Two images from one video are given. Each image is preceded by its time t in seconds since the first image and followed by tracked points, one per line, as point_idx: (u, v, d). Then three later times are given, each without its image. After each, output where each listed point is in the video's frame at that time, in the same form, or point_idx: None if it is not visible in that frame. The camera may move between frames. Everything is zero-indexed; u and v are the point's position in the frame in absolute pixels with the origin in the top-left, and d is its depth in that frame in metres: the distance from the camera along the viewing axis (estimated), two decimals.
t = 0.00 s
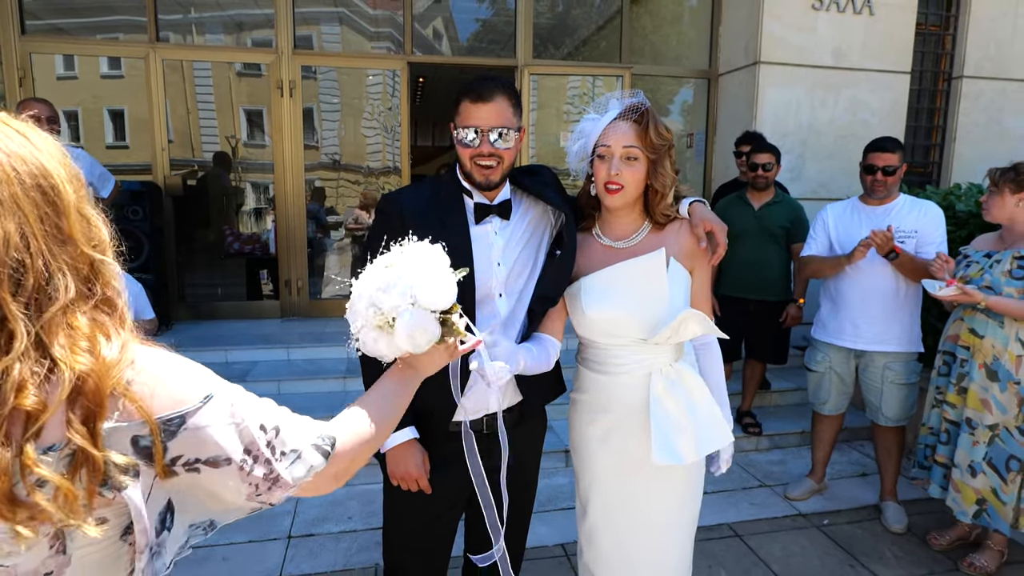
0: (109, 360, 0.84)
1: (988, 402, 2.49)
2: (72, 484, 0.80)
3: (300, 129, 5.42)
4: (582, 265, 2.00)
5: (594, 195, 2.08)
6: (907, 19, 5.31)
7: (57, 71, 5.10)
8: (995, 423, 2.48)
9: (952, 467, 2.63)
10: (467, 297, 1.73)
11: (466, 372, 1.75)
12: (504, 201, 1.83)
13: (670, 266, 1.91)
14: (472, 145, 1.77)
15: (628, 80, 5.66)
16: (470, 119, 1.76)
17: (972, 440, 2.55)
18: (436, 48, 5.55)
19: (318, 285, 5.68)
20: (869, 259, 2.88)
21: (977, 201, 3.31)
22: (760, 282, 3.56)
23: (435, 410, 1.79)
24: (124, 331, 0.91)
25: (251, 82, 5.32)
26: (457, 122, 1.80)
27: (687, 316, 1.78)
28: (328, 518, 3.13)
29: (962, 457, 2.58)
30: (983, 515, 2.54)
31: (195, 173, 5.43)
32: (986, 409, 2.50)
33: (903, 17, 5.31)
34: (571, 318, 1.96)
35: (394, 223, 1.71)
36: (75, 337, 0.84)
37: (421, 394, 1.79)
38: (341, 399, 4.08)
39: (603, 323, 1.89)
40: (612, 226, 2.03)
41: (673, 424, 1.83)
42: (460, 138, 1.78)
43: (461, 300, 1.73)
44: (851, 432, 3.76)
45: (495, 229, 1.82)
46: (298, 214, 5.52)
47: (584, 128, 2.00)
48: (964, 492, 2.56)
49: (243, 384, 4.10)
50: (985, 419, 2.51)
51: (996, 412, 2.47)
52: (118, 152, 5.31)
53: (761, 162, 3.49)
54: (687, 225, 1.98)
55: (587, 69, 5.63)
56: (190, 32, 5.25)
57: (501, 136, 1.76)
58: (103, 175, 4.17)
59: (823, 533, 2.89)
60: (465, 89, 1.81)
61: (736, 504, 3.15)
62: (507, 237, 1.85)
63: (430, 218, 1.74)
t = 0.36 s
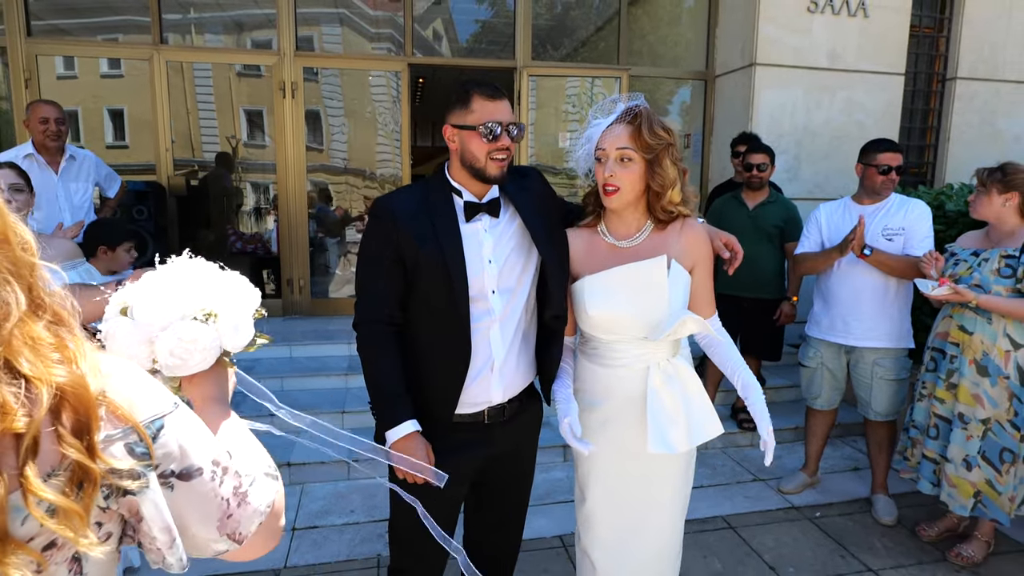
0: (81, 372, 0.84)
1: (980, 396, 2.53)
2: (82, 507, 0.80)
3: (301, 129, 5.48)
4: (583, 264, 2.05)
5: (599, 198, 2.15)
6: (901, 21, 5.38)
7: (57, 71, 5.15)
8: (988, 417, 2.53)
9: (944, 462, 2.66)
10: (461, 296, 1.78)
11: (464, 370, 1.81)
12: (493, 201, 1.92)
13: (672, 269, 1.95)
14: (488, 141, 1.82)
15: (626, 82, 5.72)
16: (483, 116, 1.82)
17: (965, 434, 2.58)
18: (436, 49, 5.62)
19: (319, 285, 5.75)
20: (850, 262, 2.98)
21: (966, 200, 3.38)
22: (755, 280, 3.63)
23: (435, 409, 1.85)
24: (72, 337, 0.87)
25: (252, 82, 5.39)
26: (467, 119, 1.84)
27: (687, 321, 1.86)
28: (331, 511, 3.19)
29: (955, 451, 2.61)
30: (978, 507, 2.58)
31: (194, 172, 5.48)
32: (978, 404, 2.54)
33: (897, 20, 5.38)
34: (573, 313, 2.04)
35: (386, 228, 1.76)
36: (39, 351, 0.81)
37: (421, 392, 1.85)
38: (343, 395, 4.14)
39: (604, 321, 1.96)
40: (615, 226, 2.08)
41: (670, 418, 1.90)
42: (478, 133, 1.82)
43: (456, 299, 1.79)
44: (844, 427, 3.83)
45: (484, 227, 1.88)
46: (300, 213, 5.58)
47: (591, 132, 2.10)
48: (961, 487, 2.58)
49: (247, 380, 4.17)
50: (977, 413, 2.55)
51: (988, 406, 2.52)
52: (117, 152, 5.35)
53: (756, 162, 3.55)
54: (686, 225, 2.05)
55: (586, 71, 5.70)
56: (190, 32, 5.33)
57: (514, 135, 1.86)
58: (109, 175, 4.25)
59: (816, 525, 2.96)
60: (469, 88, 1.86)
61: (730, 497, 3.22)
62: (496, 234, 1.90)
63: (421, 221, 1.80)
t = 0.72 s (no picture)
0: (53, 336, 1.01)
1: (958, 387, 2.64)
2: (104, 437, 1.03)
3: (303, 130, 5.57)
4: (587, 253, 2.16)
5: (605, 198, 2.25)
6: (892, 25, 5.49)
7: (59, 72, 5.24)
8: (966, 407, 2.64)
9: (925, 450, 2.77)
10: (438, 294, 1.80)
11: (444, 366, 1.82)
12: (460, 200, 1.94)
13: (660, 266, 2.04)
14: (452, 140, 1.83)
15: (622, 84, 5.81)
16: (445, 115, 1.82)
17: (945, 423, 2.69)
18: (436, 50, 5.73)
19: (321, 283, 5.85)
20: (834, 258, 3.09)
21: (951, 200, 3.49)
22: (746, 278, 3.73)
23: (409, 413, 1.84)
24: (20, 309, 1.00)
25: (252, 83, 5.48)
26: (428, 117, 1.82)
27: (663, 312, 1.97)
28: (335, 501, 3.29)
29: (935, 439, 2.72)
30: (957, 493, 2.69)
31: (194, 172, 5.58)
32: (957, 394, 2.65)
33: (888, 23, 5.48)
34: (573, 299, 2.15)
35: (356, 229, 1.75)
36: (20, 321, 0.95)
37: (394, 395, 1.85)
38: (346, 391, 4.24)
39: (598, 308, 2.06)
40: (620, 222, 2.18)
41: (655, 403, 2.00)
42: (441, 132, 1.82)
43: (431, 298, 1.80)
44: (833, 422, 3.93)
45: (453, 223, 1.91)
46: (302, 213, 5.68)
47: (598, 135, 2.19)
48: (940, 473, 2.69)
49: (252, 376, 4.28)
50: (956, 403, 2.66)
51: (967, 397, 2.63)
52: (117, 152, 5.44)
53: (748, 163, 3.65)
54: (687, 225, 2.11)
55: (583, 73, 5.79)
56: (189, 33, 5.41)
57: (474, 133, 1.87)
58: (118, 175, 4.37)
59: (803, 514, 3.06)
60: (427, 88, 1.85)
61: (721, 487, 3.32)
62: (465, 229, 1.93)
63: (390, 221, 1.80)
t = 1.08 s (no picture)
0: None
1: (924, 379, 2.80)
2: None
3: (299, 132, 5.68)
4: (582, 246, 2.34)
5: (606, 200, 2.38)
6: (873, 31, 5.66)
7: (48, 72, 5.31)
8: (930, 398, 2.80)
9: (892, 437, 2.95)
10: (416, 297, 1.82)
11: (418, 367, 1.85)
12: (427, 206, 1.98)
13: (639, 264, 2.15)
14: (427, 149, 1.85)
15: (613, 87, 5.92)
16: (419, 125, 1.83)
17: (910, 412, 2.87)
18: (430, 50, 5.86)
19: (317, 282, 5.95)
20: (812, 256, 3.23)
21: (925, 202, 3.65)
22: (729, 277, 3.87)
23: (378, 410, 1.85)
24: None
25: (245, 82, 5.57)
26: (402, 127, 1.83)
27: (631, 305, 2.09)
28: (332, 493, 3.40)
29: (902, 427, 2.90)
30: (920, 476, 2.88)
31: (186, 171, 5.66)
32: (922, 386, 2.81)
33: (870, 30, 5.65)
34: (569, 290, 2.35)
35: (334, 229, 1.73)
36: None
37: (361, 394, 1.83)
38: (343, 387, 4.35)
39: (582, 297, 2.23)
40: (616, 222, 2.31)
41: (625, 389, 2.11)
42: (415, 142, 1.84)
43: (408, 301, 1.82)
44: (813, 415, 4.09)
45: (420, 230, 1.94)
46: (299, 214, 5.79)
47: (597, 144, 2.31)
48: (903, 458, 2.88)
49: (250, 373, 4.34)
50: (920, 395, 2.83)
51: (931, 389, 2.79)
52: (109, 151, 5.52)
53: (731, 166, 3.77)
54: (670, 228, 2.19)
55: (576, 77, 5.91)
56: (182, 32, 5.49)
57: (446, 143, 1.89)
58: (118, 176, 4.49)
59: (782, 502, 3.21)
60: (397, 98, 1.86)
61: (705, 478, 3.46)
62: (431, 238, 1.98)
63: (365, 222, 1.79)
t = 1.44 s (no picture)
0: None
1: (872, 375, 2.96)
2: None
3: (268, 132, 5.66)
4: (547, 249, 2.47)
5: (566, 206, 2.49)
6: (828, 41, 5.89)
7: (3, 66, 5.20)
8: (878, 393, 2.96)
9: (846, 431, 3.11)
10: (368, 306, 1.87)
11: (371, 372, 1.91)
12: (372, 214, 2.03)
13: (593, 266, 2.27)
14: (395, 162, 1.97)
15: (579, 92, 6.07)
16: (388, 139, 1.93)
17: (861, 407, 3.02)
18: (400, 48, 5.91)
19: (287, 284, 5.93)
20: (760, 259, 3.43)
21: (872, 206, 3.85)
22: (690, 278, 4.01)
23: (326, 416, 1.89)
24: None
25: (210, 80, 5.54)
26: (372, 140, 1.91)
27: (584, 301, 2.20)
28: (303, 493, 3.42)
29: (854, 421, 3.05)
30: (871, 468, 3.04)
31: (149, 170, 5.60)
32: (870, 381, 2.97)
33: (825, 40, 5.88)
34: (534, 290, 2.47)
35: (283, 242, 1.77)
36: None
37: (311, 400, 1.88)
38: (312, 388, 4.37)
39: (541, 296, 2.35)
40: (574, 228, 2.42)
41: (580, 383, 2.23)
42: (384, 155, 1.93)
43: (359, 311, 1.87)
44: (771, 410, 4.27)
45: (368, 237, 1.97)
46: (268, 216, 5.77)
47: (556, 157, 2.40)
48: (856, 451, 3.04)
49: (219, 375, 4.26)
50: (868, 390, 2.99)
51: (878, 383, 2.95)
52: (67, 149, 5.43)
53: (691, 171, 3.91)
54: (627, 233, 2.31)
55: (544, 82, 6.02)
56: (144, 28, 5.44)
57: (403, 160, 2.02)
58: (80, 179, 4.47)
59: (740, 492, 3.36)
60: (361, 111, 1.91)
61: (667, 471, 3.59)
62: (378, 243, 2.02)
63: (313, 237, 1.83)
